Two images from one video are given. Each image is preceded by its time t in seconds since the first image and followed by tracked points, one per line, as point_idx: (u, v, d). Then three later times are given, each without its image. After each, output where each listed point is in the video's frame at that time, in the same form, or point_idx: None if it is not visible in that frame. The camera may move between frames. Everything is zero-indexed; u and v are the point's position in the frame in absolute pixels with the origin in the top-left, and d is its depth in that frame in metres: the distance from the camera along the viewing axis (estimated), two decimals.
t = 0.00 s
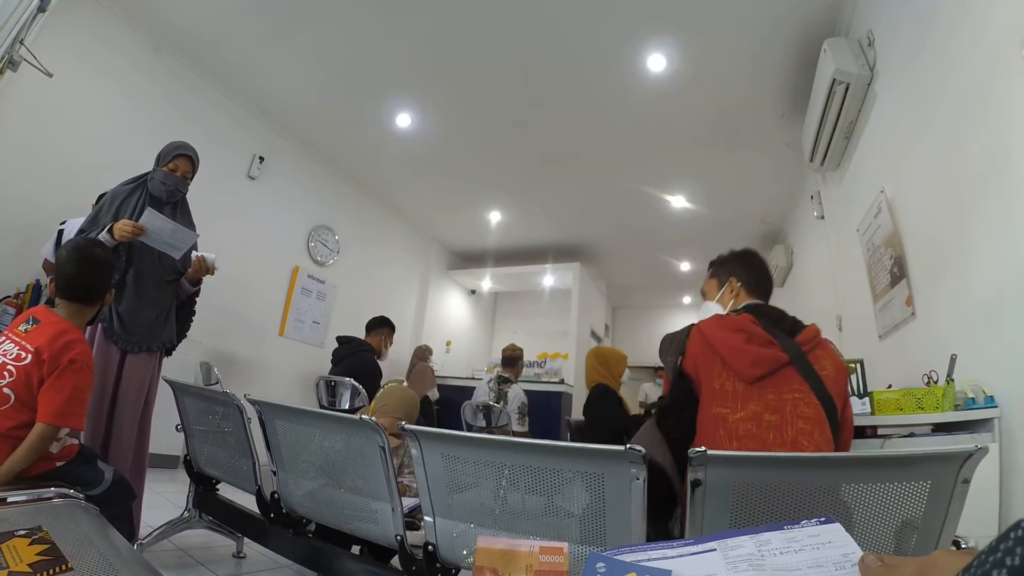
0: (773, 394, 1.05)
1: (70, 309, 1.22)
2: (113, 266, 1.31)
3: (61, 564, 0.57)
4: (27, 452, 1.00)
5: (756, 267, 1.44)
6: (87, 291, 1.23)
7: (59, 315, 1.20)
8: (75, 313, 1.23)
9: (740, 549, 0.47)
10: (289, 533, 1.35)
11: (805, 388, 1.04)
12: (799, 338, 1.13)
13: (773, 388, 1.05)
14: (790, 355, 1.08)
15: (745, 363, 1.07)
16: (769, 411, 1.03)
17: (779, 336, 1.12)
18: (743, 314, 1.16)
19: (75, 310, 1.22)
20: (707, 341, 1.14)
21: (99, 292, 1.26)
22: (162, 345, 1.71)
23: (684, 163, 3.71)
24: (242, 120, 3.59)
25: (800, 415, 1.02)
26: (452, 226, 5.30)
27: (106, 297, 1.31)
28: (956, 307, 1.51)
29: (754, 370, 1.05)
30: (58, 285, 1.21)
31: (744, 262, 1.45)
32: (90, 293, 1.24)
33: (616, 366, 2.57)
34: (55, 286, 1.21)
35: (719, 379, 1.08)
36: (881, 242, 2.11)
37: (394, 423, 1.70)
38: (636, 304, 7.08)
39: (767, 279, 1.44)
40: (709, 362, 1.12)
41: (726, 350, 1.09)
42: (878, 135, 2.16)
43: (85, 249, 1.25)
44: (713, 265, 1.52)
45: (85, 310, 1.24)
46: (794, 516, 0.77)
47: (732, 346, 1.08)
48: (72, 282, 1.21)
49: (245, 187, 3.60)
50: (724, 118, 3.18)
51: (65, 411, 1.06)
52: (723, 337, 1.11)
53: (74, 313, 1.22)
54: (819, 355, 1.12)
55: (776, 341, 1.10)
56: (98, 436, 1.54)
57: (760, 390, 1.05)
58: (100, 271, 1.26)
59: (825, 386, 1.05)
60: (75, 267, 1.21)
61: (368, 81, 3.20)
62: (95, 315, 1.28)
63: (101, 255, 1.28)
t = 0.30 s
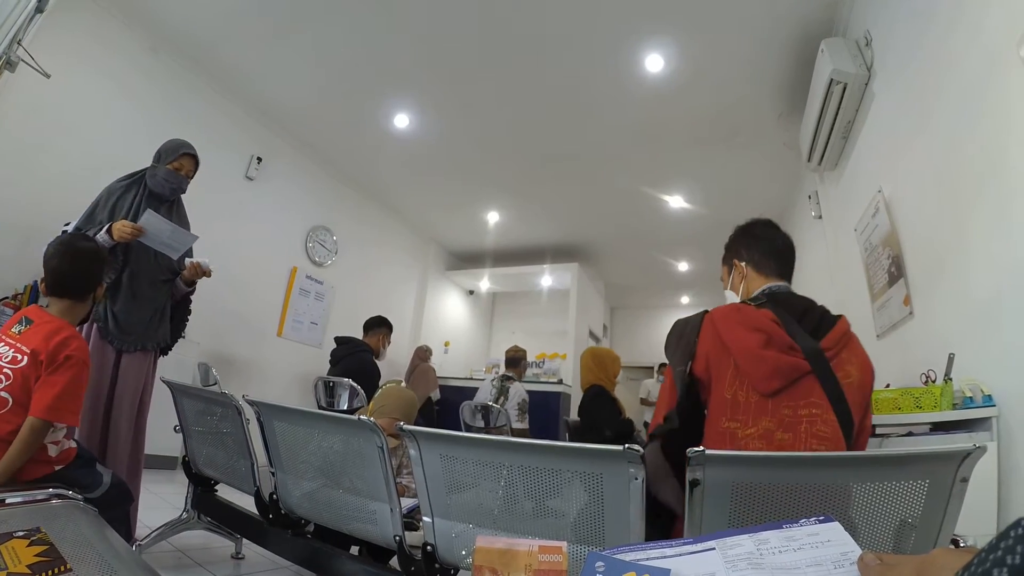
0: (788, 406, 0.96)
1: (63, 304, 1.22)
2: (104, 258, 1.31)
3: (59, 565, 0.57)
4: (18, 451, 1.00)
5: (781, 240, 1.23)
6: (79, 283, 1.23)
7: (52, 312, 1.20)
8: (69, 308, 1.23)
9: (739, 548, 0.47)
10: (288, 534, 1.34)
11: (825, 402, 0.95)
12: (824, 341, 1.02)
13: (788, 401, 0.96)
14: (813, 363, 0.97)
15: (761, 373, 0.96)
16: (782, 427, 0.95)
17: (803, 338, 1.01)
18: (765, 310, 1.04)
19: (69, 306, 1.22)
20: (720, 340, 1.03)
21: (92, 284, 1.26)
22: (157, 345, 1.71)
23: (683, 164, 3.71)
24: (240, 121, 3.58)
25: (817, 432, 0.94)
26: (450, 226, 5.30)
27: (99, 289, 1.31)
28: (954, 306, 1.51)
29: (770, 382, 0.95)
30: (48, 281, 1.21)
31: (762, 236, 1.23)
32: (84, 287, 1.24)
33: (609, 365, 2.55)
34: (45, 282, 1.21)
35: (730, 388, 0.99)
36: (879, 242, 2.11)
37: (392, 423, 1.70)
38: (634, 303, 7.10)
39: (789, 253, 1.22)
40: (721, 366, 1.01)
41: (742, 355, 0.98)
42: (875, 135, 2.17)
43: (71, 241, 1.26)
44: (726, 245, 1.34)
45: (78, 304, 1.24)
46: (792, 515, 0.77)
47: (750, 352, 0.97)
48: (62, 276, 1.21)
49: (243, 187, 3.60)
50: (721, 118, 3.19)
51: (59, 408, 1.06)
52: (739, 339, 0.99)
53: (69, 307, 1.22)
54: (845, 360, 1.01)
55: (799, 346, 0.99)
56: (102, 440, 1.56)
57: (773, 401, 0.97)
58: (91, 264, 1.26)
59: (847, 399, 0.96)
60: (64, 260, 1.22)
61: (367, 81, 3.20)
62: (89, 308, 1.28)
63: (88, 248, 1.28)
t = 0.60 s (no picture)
0: (785, 412, 0.97)
1: (61, 303, 1.23)
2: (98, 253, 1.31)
3: (60, 565, 0.57)
4: (16, 450, 1.00)
5: (778, 226, 1.21)
6: (76, 281, 1.23)
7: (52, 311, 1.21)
8: (67, 307, 1.23)
9: (739, 547, 0.47)
10: (288, 534, 1.34)
11: (824, 407, 0.95)
12: (823, 343, 1.01)
13: (785, 406, 0.96)
14: (811, 365, 0.97)
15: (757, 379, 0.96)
16: (779, 433, 0.96)
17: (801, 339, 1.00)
18: (762, 311, 1.03)
19: (67, 306, 1.23)
20: (716, 344, 1.02)
21: (88, 280, 1.26)
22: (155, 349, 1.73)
23: (682, 163, 3.71)
24: (240, 121, 3.58)
25: (814, 437, 0.95)
26: (450, 226, 5.30)
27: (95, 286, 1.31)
28: (954, 305, 1.51)
29: (767, 389, 0.95)
30: (44, 281, 1.21)
31: (757, 224, 1.23)
32: (80, 285, 1.24)
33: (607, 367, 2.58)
34: (42, 280, 1.21)
35: (726, 395, 0.99)
36: (878, 241, 2.11)
37: (391, 423, 1.70)
38: (634, 302, 7.11)
39: (788, 241, 1.20)
40: (717, 371, 1.01)
41: (737, 361, 0.98)
42: (875, 135, 2.17)
43: (65, 239, 1.25)
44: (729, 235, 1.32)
45: (75, 302, 1.24)
46: (792, 514, 0.78)
47: (746, 357, 0.97)
48: (58, 275, 1.21)
49: (243, 187, 3.59)
50: (721, 117, 3.19)
51: (57, 406, 1.06)
52: (735, 343, 0.99)
53: (67, 305, 1.22)
54: (844, 359, 1.01)
55: (797, 348, 0.99)
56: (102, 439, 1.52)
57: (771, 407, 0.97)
58: (87, 261, 1.26)
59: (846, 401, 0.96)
60: (60, 259, 1.22)
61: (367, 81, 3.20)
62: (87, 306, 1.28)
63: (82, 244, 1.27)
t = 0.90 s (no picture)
0: (778, 409, 0.97)
1: (61, 297, 1.23)
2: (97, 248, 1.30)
3: (59, 565, 0.57)
4: (8, 451, 1.01)
5: (760, 229, 1.21)
6: (73, 274, 1.22)
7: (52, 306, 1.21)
8: (69, 300, 1.23)
9: (739, 547, 0.47)
10: (288, 534, 1.34)
11: (814, 404, 0.95)
12: (811, 340, 1.01)
13: (776, 405, 0.97)
14: (799, 363, 0.97)
15: (744, 379, 0.97)
16: (770, 433, 0.96)
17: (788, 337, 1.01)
18: (747, 313, 1.04)
19: (69, 298, 1.23)
20: (703, 349, 1.04)
21: (87, 275, 1.25)
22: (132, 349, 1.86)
23: (682, 163, 3.71)
24: (239, 121, 3.58)
25: (807, 434, 0.95)
26: (449, 226, 5.30)
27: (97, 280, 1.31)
28: (953, 306, 1.51)
29: (755, 390, 0.96)
30: (44, 275, 1.21)
31: (737, 230, 1.23)
32: (79, 278, 1.23)
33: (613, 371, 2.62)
34: (42, 275, 1.21)
35: (715, 398, 1.00)
36: (878, 242, 2.11)
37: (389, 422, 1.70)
38: (634, 302, 7.12)
39: (774, 242, 1.20)
40: (706, 374, 1.02)
41: (724, 364, 0.98)
42: (874, 135, 2.17)
43: (63, 233, 1.24)
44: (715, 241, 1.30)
45: (73, 296, 1.24)
46: (792, 514, 0.78)
47: (731, 360, 0.98)
48: (56, 267, 1.20)
49: (242, 187, 3.59)
50: (721, 118, 3.19)
51: (47, 403, 1.06)
52: (721, 346, 1.00)
53: (66, 298, 1.22)
54: (836, 355, 1.00)
55: (784, 347, 0.99)
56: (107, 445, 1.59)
57: (762, 406, 0.97)
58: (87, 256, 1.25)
59: (838, 397, 0.96)
60: (57, 251, 1.21)
61: (367, 82, 3.20)
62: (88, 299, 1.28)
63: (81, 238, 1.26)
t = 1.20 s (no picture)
0: (774, 405, 0.97)
1: (66, 294, 1.21)
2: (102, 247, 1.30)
3: (59, 565, 0.57)
4: (9, 451, 1.01)
5: (751, 239, 1.22)
6: (79, 270, 1.22)
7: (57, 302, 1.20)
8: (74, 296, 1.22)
9: (739, 547, 0.47)
10: (288, 534, 1.34)
11: (809, 400, 0.96)
12: (806, 339, 1.01)
13: (773, 401, 0.97)
14: (794, 360, 0.98)
15: (741, 376, 0.97)
16: (768, 430, 0.96)
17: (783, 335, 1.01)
18: (742, 313, 1.04)
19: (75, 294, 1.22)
20: (700, 348, 1.04)
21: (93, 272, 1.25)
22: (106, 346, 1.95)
23: (682, 163, 3.71)
24: (239, 121, 3.58)
25: (804, 430, 0.95)
26: (449, 226, 5.31)
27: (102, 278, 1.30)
28: (953, 306, 1.51)
29: (752, 386, 0.96)
30: (51, 269, 1.21)
31: (728, 240, 1.24)
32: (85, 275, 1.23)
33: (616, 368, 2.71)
34: (49, 270, 1.21)
35: (713, 395, 1.00)
36: (877, 241, 2.11)
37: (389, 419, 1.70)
38: (634, 302, 7.13)
39: (765, 250, 1.21)
40: (703, 373, 1.02)
41: (721, 362, 0.99)
42: (874, 135, 2.17)
43: (71, 229, 1.25)
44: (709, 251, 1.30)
45: (78, 293, 1.22)
46: (792, 513, 0.78)
47: (729, 357, 0.98)
48: (63, 262, 1.20)
49: (242, 187, 3.59)
50: (722, 117, 3.19)
51: (51, 405, 1.06)
52: (718, 345, 1.00)
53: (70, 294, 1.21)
54: (830, 354, 1.01)
55: (780, 344, 1.00)
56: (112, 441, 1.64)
57: (759, 404, 0.97)
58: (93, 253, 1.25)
59: (833, 394, 0.96)
60: (65, 246, 1.22)
61: (367, 82, 3.20)
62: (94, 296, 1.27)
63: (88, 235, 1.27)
